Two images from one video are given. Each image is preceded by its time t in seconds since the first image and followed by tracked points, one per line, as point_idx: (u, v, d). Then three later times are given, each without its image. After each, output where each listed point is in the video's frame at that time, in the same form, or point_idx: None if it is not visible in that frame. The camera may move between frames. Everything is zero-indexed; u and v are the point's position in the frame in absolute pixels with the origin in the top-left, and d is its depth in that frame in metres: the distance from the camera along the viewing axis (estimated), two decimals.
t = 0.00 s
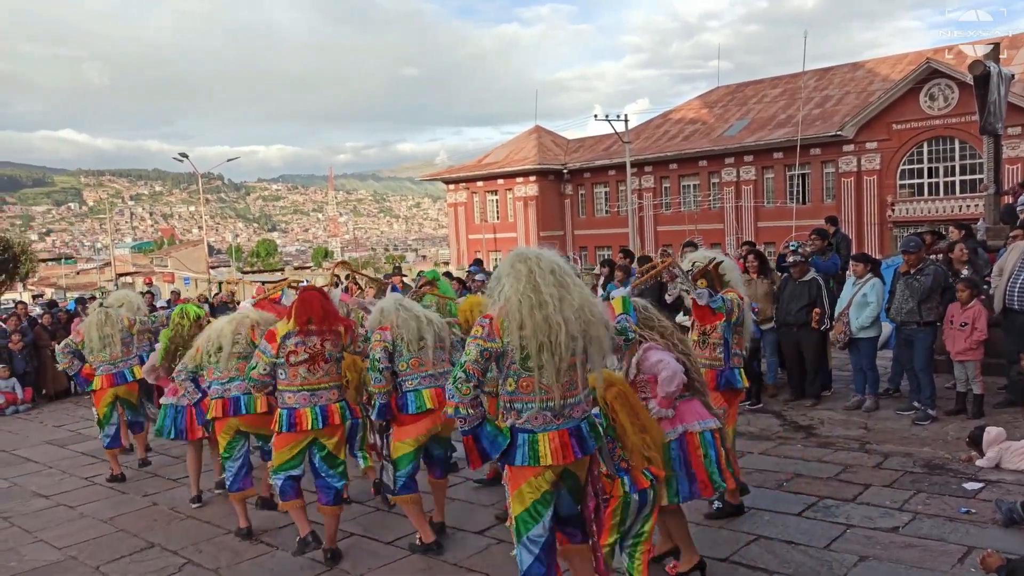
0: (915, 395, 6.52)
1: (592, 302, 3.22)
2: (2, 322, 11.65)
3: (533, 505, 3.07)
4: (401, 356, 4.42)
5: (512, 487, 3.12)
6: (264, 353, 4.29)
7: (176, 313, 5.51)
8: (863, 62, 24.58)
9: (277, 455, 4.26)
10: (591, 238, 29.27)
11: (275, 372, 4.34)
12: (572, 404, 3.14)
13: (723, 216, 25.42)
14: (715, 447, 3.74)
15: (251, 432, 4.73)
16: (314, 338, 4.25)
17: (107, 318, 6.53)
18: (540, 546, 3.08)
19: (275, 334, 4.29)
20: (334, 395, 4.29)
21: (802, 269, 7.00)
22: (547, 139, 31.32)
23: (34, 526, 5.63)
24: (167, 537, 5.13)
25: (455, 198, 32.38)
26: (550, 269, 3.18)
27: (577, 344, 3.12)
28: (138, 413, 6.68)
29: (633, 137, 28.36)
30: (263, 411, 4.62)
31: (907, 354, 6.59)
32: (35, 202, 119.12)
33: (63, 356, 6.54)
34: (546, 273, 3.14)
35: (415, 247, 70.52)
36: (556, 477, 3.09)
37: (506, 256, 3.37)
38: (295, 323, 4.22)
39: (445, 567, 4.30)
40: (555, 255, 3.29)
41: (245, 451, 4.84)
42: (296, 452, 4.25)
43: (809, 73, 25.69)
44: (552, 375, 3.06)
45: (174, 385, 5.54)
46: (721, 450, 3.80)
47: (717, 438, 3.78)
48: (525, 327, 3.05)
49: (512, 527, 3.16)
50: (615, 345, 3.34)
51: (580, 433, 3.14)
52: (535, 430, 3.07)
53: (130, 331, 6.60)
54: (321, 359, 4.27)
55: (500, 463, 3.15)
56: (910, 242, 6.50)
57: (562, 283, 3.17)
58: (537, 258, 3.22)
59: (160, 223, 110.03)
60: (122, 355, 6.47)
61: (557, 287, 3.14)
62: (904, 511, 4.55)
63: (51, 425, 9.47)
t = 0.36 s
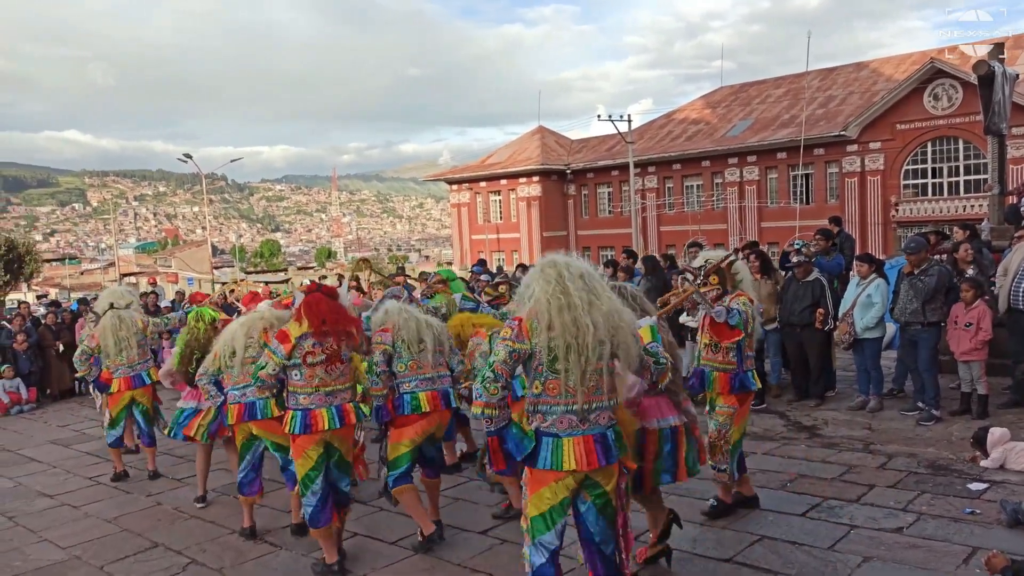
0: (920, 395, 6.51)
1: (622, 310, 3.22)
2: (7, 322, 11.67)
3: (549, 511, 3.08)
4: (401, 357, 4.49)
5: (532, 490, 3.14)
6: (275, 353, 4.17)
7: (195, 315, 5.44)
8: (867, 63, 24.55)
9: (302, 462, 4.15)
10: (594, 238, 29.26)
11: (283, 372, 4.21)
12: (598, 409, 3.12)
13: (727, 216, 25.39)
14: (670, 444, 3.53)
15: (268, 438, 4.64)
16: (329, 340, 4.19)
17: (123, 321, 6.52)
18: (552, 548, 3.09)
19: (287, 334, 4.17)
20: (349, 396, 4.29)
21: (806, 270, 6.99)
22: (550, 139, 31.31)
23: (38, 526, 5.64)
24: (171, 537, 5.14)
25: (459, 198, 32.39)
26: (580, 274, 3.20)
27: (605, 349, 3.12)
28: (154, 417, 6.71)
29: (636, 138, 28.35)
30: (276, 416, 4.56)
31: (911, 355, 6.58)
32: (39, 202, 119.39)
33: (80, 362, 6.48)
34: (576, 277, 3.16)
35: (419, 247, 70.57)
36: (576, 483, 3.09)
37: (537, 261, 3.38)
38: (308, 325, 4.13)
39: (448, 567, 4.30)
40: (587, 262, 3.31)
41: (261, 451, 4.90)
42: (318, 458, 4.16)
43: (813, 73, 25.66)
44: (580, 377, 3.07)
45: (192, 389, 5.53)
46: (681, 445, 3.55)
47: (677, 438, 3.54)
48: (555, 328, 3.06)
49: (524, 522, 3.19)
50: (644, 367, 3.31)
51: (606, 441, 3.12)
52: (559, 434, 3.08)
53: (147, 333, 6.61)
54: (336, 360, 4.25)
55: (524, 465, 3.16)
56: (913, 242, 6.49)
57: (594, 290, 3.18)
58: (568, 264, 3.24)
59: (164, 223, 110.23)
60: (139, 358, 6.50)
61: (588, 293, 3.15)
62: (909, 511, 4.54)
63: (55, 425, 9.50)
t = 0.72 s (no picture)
0: (922, 395, 6.49)
1: (644, 312, 3.24)
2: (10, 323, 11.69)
3: (566, 506, 3.08)
4: (395, 350, 4.55)
5: (550, 488, 3.14)
6: (293, 362, 4.06)
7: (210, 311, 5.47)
8: (870, 63, 24.50)
9: (311, 461, 4.11)
10: (597, 238, 29.26)
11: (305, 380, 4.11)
12: (620, 410, 3.13)
13: (729, 216, 25.38)
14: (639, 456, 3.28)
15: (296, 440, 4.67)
16: (345, 344, 4.15)
17: (133, 319, 6.56)
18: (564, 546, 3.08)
19: (303, 340, 4.08)
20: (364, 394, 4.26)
21: (808, 270, 6.99)
22: (552, 139, 31.30)
23: (42, 525, 5.65)
24: (174, 537, 5.14)
25: (461, 198, 32.39)
26: (603, 274, 3.21)
27: (629, 352, 3.15)
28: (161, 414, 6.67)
29: (638, 138, 28.34)
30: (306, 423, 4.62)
31: (914, 355, 6.57)
32: (42, 202, 119.56)
33: (89, 357, 6.50)
34: (600, 277, 3.17)
35: (421, 248, 70.64)
36: (595, 483, 3.09)
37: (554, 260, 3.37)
38: (324, 331, 4.05)
39: (451, 566, 4.31)
40: (609, 260, 3.33)
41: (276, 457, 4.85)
42: (329, 454, 4.12)
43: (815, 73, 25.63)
44: (605, 380, 3.08)
45: (211, 388, 5.39)
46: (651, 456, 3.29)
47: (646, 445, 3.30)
48: (582, 331, 3.06)
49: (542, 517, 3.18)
50: (666, 382, 3.39)
51: (627, 441, 3.12)
52: (582, 435, 3.07)
53: (156, 331, 6.65)
54: (353, 363, 4.22)
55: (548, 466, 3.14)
56: (917, 241, 6.47)
57: (617, 292, 3.21)
58: (590, 265, 3.24)
59: (167, 224, 110.38)
60: (149, 355, 6.51)
61: (613, 294, 3.18)
62: (911, 512, 4.53)
63: (58, 424, 9.53)
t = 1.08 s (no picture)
0: (925, 397, 6.48)
1: (647, 316, 3.26)
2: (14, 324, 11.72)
3: (586, 518, 3.06)
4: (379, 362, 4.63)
5: (564, 499, 3.11)
6: (304, 366, 4.09)
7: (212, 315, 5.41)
8: (873, 63, 24.46)
9: (314, 459, 4.16)
10: (599, 239, 29.25)
11: (313, 384, 4.13)
12: (627, 415, 3.15)
13: (732, 217, 25.36)
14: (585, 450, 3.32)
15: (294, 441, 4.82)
16: (353, 351, 4.10)
17: (126, 321, 6.50)
18: (592, 558, 3.07)
19: (314, 346, 4.10)
20: (377, 405, 4.21)
21: (812, 271, 6.97)
22: (555, 140, 31.29)
23: (45, 526, 5.66)
24: (177, 538, 5.15)
25: (464, 199, 32.40)
26: (607, 278, 3.21)
27: (634, 357, 3.17)
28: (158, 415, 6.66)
29: (641, 138, 28.33)
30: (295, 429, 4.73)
31: (917, 356, 6.56)
32: (46, 203, 119.70)
33: (82, 359, 6.62)
34: (604, 282, 3.17)
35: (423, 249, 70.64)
36: (609, 489, 3.10)
37: (556, 262, 3.34)
38: (332, 337, 4.04)
39: (453, 568, 4.31)
40: (610, 264, 3.31)
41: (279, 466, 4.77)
42: (336, 458, 4.14)
43: (818, 74, 25.59)
44: (611, 386, 3.09)
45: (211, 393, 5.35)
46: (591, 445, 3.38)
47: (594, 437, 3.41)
48: (588, 336, 3.06)
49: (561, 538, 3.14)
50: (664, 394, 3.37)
51: (636, 444, 3.15)
52: (592, 441, 3.07)
53: (151, 333, 6.61)
54: (362, 370, 4.17)
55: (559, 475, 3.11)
56: (921, 242, 6.46)
57: (621, 296, 3.21)
58: (594, 269, 3.22)
59: (170, 224, 110.52)
60: (140, 359, 6.46)
61: (617, 298, 3.18)
62: (915, 513, 4.52)
63: (61, 425, 9.55)
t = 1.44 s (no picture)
0: (929, 397, 6.48)
1: (664, 312, 3.25)
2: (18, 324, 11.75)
3: (599, 513, 3.06)
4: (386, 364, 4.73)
5: (577, 493, 3.12)
6: (296, 360, 4.17)
7: (220, 316, 5.44)
8: (877, 62, 24.42)
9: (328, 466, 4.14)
10: (603, 239, 29.24)
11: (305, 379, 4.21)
12: (643, 411, 3.14)
13: (735, 217, 25.34)
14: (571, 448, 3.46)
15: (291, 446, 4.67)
16: (346, 348, 4.07)
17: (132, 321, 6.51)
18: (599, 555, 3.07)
19: (307, 341, 4.15)
20: (373, 404, 4.16)
21: (814, 272, 6.96)
22: (558, 140, 31.29)
23: (49, 526, 5.68)
24: (181, 538, 5.16)
25: (467, 199, 32.40)
26: (626, 274, 3.20)
27: (652, 353, 3.16)
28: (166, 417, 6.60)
29: (644, 138, 28.31)
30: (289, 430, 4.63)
31: (921, 357, 6.54)
32: (50, 204, 119.95)
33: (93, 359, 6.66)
34: (623, 277, 3.16)
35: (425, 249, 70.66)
36: (623, 485, 3.09)
37: (574, 258, 3.32)
38: (325, 333, 4.04)
39: (456, 568, 4.31)
40: (627, 260, 3.31)
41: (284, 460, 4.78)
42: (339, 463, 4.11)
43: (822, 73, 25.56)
44: (629, 380, 3.08)
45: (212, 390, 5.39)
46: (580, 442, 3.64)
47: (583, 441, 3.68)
48: (609, 331, 3.04)
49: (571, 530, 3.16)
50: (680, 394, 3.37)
51: (651, 441, 3.14)
52: (606, 436, 3.07)
53: (158, 331, 6.60)
54: (356, 369, 4.12)
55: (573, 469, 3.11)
56: (923, 242, 6.45)
57: (639, 291, 3.21)
58: (612, 265, 3.21)
59: (174, 225, 110.69)
60: (148, 358, 6.48)
61: (635, 293, 3.17)
62: (918, 514, 4.52)
63: (65, 425, 9.59)
